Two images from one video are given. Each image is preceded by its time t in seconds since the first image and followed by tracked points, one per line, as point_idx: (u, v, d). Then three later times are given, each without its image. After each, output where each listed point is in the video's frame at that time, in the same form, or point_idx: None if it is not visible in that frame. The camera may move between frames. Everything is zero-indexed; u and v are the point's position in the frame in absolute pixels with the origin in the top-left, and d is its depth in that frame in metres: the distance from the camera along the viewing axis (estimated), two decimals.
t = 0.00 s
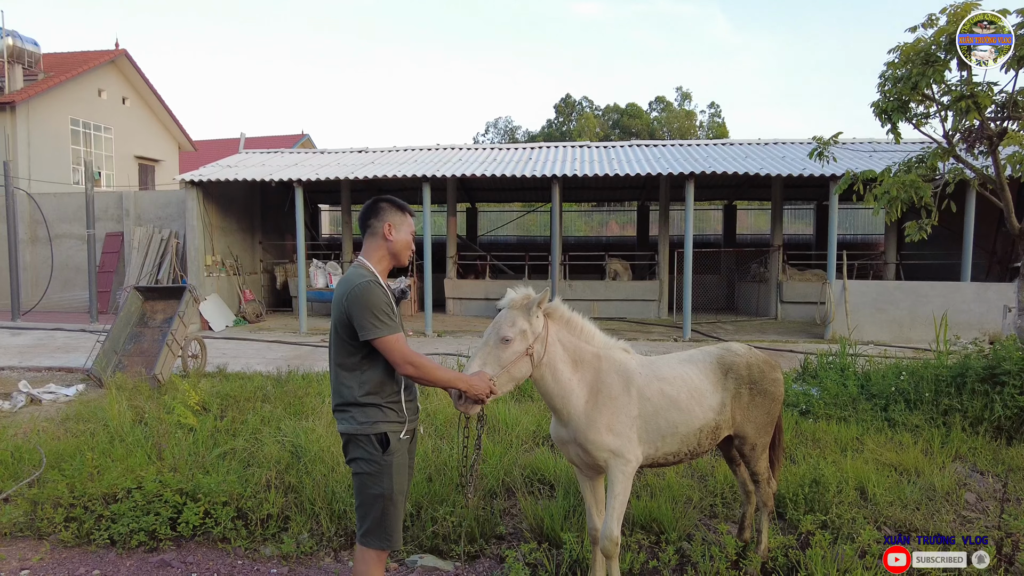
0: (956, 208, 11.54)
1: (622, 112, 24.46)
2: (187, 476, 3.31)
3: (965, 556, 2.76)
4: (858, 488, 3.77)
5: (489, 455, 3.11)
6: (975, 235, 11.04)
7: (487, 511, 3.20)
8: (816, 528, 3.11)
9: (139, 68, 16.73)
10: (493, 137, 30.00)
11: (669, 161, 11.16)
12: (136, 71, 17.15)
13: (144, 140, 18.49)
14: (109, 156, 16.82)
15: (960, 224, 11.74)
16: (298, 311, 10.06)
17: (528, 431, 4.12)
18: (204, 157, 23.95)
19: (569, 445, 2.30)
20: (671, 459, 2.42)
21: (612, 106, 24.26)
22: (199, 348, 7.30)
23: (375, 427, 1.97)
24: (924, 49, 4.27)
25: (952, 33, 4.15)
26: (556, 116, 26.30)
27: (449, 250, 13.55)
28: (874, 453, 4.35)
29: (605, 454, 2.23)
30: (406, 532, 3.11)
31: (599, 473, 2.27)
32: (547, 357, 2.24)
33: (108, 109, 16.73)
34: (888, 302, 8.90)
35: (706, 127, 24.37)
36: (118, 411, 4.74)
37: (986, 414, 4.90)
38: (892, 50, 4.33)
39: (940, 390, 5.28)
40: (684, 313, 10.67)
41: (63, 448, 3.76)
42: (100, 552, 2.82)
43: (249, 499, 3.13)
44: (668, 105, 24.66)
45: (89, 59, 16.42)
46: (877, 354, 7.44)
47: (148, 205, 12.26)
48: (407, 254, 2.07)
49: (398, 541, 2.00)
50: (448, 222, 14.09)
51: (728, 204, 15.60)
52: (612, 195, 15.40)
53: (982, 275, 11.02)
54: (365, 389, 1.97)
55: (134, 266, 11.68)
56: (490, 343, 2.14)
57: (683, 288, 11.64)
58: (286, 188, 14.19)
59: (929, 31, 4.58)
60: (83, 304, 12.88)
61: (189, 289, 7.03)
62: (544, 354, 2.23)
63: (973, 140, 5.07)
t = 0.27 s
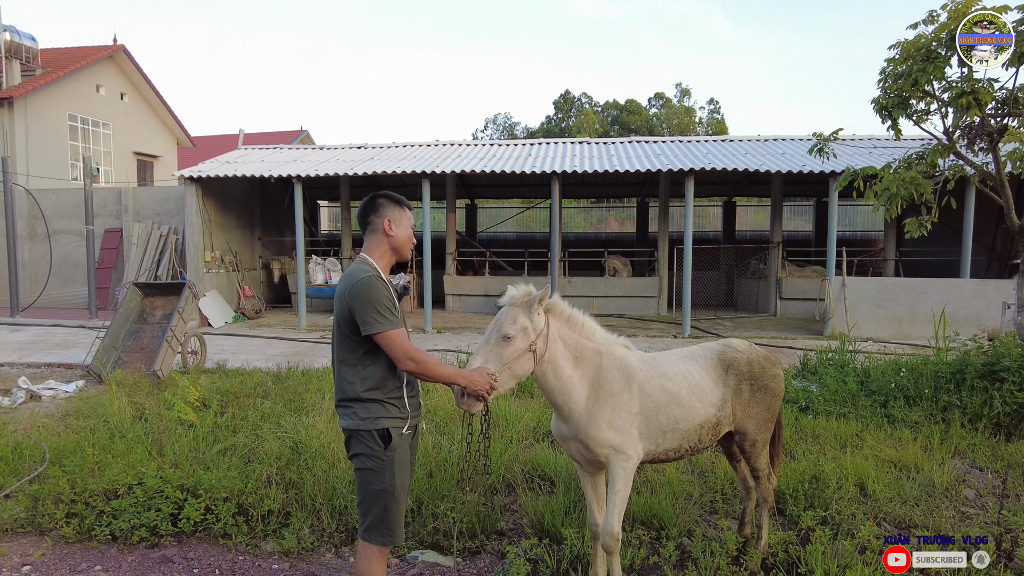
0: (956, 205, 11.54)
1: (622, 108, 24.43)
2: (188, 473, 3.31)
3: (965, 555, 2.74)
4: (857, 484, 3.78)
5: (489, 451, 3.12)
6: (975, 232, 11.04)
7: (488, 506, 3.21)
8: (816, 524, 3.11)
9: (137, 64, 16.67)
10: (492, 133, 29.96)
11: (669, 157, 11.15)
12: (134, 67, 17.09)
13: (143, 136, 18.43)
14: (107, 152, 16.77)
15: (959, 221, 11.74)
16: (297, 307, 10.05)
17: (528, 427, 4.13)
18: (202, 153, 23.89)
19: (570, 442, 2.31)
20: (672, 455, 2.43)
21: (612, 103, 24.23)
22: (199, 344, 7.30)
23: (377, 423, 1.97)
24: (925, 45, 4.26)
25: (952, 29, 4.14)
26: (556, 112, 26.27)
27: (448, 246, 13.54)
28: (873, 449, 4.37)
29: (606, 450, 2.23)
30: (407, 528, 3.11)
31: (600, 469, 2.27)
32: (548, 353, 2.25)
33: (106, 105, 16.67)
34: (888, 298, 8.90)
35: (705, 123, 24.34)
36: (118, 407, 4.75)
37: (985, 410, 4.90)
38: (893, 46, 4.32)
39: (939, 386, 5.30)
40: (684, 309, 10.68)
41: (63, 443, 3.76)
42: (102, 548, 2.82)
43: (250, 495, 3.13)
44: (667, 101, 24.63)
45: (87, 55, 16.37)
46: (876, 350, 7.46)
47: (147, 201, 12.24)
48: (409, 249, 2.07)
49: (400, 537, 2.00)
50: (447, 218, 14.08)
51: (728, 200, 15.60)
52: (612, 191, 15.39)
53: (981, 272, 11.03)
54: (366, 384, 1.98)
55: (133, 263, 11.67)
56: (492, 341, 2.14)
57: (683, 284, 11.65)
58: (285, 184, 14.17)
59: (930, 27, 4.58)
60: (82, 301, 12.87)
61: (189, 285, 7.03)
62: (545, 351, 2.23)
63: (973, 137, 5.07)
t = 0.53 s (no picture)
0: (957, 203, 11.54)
1: (622, 106, 24.42)
2: (189, 470, 3.31)
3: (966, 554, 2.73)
4: (858, 481, 3.78)
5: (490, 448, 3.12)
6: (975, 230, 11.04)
7: (489, 503, 3.21)
8: (816, 521, 3.11)
9: (137, 61, 16.65)
10: (492, 131, 29.95)
11: (670, 155, 11.14)
12: (134, 64, 17.06)
13: (142, 134, 18.41)
14: (107, 149, 16.74)
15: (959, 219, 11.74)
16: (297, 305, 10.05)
17: (529, 425, 4.13)
18: (201, 151, 23.86)
19: (571, 439, 2.31)
20: (672, 452, 2.43)
21: (612, 100, 24.22)
22: (199, 342, 7.31)
23: (378, 420, 1.97)
24: (926, 42, 4.26)
25: (954, 27, 4.13)
26: (556, 110, 26.25)
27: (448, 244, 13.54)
28: (873, 447, 4.37)
29: (608, 447, 2.23)
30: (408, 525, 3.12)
31: (602, 466, 2.27)
32: (549, 351, 2.24)
33: (105, 102, 16.64)
34: (888, 296, 8.91)
35: (705, 121, 24.34)
36: (118, 404, 4.75)
37: (985, 408, 4.90)
38: (893, 44, 4.32)
39: (939, 384, 5.30)
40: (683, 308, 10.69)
41: (64, 441, 3.77)
42: (103, 545, 2.82)
43: (251, 492, 3.13)
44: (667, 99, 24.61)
45: (87, 52, 16.34)
46: (876, 348, 7.47)
47: (146, 198, 12.24)
48: (410, 245, 2.06)
49: (401, 534, 2.00)
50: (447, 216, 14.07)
51: (728, 198, 15.60)
52: (612, 189, 15.39)
53: (981, 270, 11.03)
54: (367, 382, 1.97)
55: (133, 260, 11.67)
56: (492, 338, 2.13)
57: (683, 282, 11.66)
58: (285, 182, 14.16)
59: (931, 24, 4.58)
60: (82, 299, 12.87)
61: (189, 283, 7.03)
62: (546, 348, 2.23)
63: (974, 135, 5.07)
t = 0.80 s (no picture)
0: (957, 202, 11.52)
1: (622, 105, 24.40)
2: (187, 468, 3.29)
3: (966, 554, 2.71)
4: (859, 480, 3.76)
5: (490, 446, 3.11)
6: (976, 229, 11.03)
7: (488, 502, 3.20)
8: (817, 519, 3.10)
9: (137, 61, 16.63)
10: (492, 130, 29.94)
11: (670, 154, 11.13)
12: (134, 64, 17.04)
13: (142, 133, 18.39)
14: (107, 149, 16.73)
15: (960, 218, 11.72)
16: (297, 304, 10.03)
17: (528, 423, 4.11)
18: (201, 150, 23.84)
19: (571, 436, 2.29)
20: (673, 449, 2.41)
21: (612, 100, 24.22)
22: (199, 340, 7.29)
23: (378, 417, 1.93)
24: (926, 40, 4.25)
25: (955, 24, 4.11)
26: (556, 109, 26.25)
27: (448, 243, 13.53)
28: (874, 445, 4.36)
29: (607, 444, 2.21)
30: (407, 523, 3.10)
31: (602, 463, 2.25)
32: (547, 348, 2.23)
33: (105, 102, 16.63)
34: (888, 295, 8.90)
35: (706, 120, 24.33)
36: (117, 403, 4.73)
37: (986, 406, 4.89)
38: (894, 41, 4.31)
39: (940, 383, 5.28)
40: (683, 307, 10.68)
41: (63, 439, 3.76)
42: (100, 543, 2.80)
43: (249, 490, 3.11)
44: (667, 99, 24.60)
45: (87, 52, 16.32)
46: (877, 347, 7.45)
47: (146, 197, 12.22)
48: (409, 242, 2.04)
49: (401, 532, 1.96)
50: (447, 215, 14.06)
51: (728, 197, 15.59)
52: (612, 188, 15.37)
53: (982, 269, 11.01)
54: (367, 381, 1.94)
55: (132, 260, 11.66)
56: (490, 336, 2.12)
57: (683, 281, 11.64)
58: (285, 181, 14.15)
59: (932, 22, 4.56)
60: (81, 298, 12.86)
61: (189, 281, 7.02)
62: (544, 345, 2.21)
63: (975, 132, 5.06)
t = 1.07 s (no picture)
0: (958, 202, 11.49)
1: (623, 106, 24.39)
2: (183, 469, 3.27)
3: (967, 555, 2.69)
4: (859, 480, 3.74)
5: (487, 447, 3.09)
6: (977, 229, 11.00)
7: (486, 503, 3.17)
8: (817, 521, 3.07)
9: (137, 61, 16.64)
10: (493, 130, 29.94)
11: (670, 154, 11.12)
12: (134, 64, 17.05)
13: (143, 134, 18.40)
14: (107, 150, 16.73)
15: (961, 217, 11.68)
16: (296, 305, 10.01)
17: (527, 424, 4.09)
18: (201, 151, 23.84)
19: (568, 437, 2.26)
20: (671, 450, 2.38)
21: (613, 100, 24.21)
22: (198, 341, 7.28)
23: (373, 419, 1.91)
24: (927, 38, 4.23)
25: (955, 22, 4.09)
26: (557, 109, 26.25)
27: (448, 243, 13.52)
28: (875, 446, 4.34)
29: (606, 446, 2.18)
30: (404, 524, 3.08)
31: (600, 465, 2.22)
32: (543, 348, 2.20)
33: (105, 102, 16.63)
34: (889, 295, 8.87)
35: (707, 120, 24.32)
36: (114, 404, 4.72)
37: (988, 407, 4.86)
38: (894, 40, 4.29)
39: (942, 383, 5.26)
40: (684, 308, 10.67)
41: (59, 440, 3.75)
42: (95, 545, 2.78)
43: (245, 491, 3.11)
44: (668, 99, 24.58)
45: (87, 52, 16.33)
46: (877, 347, 7.43)
47: (146, 198, 12.22)
48: (402, 243, 2.02)
49: (396, 534, 1.94)
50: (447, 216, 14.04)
51: (728, 198, 15.57)
52: (612, 188, 15.36)
53: (983, 269, 10.97)
54: (361, 385, 1.92)
55: (132, 260, 11.66)
56: (485, 337, 2.09)
57: (684, 282, 11.62)
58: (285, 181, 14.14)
59: (932, 20, 4.54)
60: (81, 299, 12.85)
61: (188, 281, 7.00)
62: (541, 345, 2.18)
63: (976, 131, 5.04)
